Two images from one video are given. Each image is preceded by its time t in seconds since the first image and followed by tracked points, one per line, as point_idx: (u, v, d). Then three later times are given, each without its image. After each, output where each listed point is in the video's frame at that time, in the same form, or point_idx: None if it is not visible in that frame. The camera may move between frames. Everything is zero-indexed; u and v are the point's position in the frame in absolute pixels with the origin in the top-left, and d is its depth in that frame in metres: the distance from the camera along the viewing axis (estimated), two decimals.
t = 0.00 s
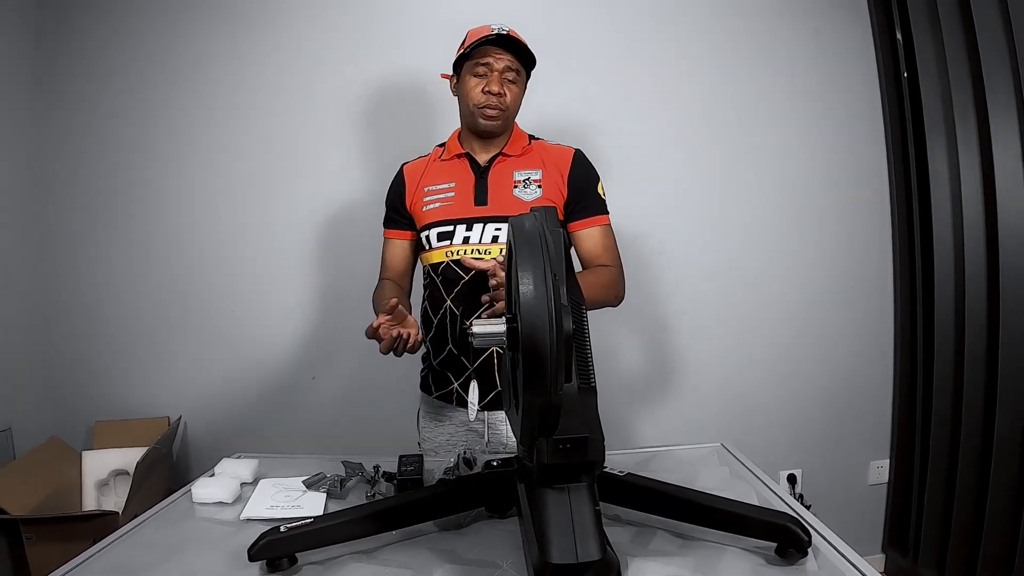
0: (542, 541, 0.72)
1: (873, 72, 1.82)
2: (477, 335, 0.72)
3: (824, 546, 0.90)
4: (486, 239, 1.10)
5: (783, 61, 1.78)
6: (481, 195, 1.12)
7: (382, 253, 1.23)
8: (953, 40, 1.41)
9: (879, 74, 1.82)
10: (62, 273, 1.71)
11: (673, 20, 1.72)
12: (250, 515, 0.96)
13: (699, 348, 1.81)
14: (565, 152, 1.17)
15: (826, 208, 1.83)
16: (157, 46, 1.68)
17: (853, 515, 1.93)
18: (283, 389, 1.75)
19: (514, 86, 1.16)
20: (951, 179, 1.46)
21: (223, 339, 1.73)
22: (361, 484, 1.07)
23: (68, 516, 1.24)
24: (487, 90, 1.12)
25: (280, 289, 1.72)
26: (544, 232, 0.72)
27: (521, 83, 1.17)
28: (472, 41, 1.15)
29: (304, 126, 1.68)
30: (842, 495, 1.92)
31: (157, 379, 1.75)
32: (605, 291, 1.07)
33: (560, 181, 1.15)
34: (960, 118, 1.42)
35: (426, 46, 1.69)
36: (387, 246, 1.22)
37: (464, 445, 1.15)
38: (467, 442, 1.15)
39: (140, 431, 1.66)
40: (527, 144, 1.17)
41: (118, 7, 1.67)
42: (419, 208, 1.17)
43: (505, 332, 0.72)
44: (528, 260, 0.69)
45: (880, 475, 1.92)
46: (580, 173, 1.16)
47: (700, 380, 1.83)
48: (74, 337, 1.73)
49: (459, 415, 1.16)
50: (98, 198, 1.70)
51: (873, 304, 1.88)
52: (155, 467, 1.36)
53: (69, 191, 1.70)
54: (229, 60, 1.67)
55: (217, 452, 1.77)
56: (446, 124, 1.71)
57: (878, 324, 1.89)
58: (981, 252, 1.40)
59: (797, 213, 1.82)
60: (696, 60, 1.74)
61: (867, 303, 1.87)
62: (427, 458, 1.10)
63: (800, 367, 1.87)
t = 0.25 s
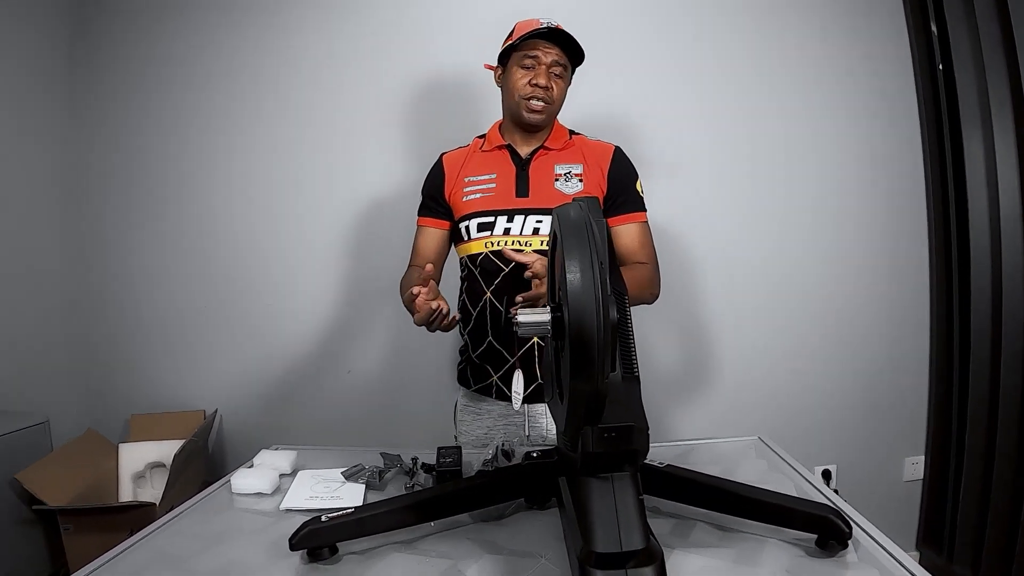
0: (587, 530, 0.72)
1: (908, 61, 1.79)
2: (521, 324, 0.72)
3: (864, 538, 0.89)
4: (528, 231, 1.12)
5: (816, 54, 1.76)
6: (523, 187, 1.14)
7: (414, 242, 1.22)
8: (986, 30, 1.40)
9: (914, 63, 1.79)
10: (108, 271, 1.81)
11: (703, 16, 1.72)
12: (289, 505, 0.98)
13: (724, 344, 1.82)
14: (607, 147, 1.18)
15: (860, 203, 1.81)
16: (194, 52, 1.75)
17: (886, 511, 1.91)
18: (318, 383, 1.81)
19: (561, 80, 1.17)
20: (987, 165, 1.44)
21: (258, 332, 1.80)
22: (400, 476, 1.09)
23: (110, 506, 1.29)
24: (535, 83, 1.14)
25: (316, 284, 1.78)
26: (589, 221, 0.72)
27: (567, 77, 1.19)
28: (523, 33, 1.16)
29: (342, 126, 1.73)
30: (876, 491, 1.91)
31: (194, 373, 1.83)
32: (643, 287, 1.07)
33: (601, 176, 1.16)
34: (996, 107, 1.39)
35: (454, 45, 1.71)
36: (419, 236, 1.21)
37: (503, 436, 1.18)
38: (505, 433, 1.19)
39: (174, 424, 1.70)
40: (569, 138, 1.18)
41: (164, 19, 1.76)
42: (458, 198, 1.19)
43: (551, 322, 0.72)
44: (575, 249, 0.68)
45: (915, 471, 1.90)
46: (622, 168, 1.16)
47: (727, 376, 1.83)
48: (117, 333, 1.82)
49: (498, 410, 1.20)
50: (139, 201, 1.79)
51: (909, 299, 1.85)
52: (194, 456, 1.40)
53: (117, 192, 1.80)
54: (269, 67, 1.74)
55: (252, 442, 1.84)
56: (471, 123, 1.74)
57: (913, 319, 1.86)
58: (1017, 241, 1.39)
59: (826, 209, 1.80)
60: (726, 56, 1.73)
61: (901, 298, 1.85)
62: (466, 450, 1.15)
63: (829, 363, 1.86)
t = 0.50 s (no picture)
0: (615, 529, 0.71)
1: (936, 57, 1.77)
2: (551, 322, 0.72)
3: (892, 538, 0.88)
4: (567, 229, 1.12)
5: (842, 51, 1.74)
6: (563, 185, 1.15)
7: (460, 240, 1.23)
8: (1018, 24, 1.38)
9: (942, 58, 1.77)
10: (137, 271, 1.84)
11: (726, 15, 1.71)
12: (316, 503, 0.98)
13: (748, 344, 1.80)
14: (648, 147, 1.19)
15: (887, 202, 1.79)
16: (220, 54, 1.78)
17: (914, 513, 1.89)
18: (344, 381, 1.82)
19: (604, 78, 1.18)
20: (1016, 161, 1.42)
21: (283, 332, 1.82)
22: (427, 475, 1.10)
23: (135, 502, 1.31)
24: (580, 80, 1.14)
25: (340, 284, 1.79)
26: (619, 219, 0.71)
27: (610, 76, 1.19)
28: (568, 30, 1.16)
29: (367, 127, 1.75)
30: (904, 492, 1.89)
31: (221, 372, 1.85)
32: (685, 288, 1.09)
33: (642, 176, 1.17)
34: None
35: (476, 44, 1.72)
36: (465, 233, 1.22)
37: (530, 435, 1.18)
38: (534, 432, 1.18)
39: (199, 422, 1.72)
40: (610, 137, 1.19)
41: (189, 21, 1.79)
42: (498, 195, 1.19)
43: (580, 320, 0.72)
44: (604, 247, 0.68)
45: (944, 473, 1.88)
46: (662, 168, 1.17)
47: (750, 376, 1.82)
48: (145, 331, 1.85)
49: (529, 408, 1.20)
50: (166, 201, 1.82)
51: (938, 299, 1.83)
52: (219, 456, 1.41)
53: (145, 193, 1.83)
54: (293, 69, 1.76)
55: (278, 441, 1.85)
56: (508, 120, 1.72)
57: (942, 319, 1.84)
58: None
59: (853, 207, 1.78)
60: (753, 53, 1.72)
61: (929, 297, 1.82)
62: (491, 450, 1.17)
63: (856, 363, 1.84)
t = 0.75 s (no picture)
0: (623, 530, 0.71)
1: (947, 59, 1.78)
2: (560, 322, 0.72)
3: (902, 539, 0.87)
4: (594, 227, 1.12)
5: (850, 52, 1.76)
6: (592, 183, 1.15)
7: (487, 235, 1.24)
8: None
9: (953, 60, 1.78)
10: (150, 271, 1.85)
11: (733, 16, 1.74)
12: (326, 502, 0.99)
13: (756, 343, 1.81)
14: (678, 150, 1.19)
15: (897, 201, 1.80)
16: (231, 55, 1.79)
17: (926, 513, 1.89)
18: (354, 380, 1.83)
19: (639, 80, 1.18)
20: None
21: (296, 332, 1.83)
22: (436, 474, 1.10)
23: (147, 501, 1.32)
24: (614, 80, 1.14)
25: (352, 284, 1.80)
26: (628, 219, 0.71)
27: (645, 78, 1.19)
28: (604, 31, 1.17)
29: (379, 126, 1.76)
30: (916, 492, 1.89)
31: (233, 371, 1.86)
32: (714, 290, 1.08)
33: (671, 179, 1.16)
34: None
35: (489, 44, 1.73)
36: (492, 227, 1.23)
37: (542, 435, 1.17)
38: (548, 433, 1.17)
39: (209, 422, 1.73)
40: (641, 138, 1.18)
41: (200, 22, 1.80)
42: (527, 190, 1.19)
43: (589, 320, 0.72)
44: (613, 248, 0.68)
45: (956, 473, 1.88)
46: (691, 173, 1.17)
47: (759, 375, 1.83)
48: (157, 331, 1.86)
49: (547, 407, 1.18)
50: (178, 202, 1.83)
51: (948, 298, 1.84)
52: (231, 455, 1.42)
53: (156, 194, 1.84)
54: (303, 68, 1.77)
55: (289, 440, 1.86)
56: (535, 121, 1.73)
57: (952, 318, 1.84)
58: None
59: (863, 205, 1.79)
60: (761, 54, 1.74)
61: (940, 297, 1.83)
62: (502, 449, 1.17)
63: (865, 362, 1.85)
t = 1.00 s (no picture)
0: (624, 530, 0.71)
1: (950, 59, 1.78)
2: (561, 322, 0.72)
3: (905, 539, 0.87)
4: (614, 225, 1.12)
5: (850, 51, 1.76)
6: (615, 181, 1.15)
7: (507, 228, 1.24)
8: None
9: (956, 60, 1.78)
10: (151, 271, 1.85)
11: (734, 16, 1.74)
12: (329, 501, 0.99)
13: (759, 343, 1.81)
14: (702, 155, 1.19)
15: (899, 200, 1.80)
16: (234, 55, 1.79)
17: (929, 513, 1.89)
18: (358, 378, 1.83)
19: (666, 83, 1.18)
20: None
21: (300, 331, 1.84)
22: (439, 473, 1.10)
23: (151, 500, 1.32)
24: (640, 84, 1.14)
25: (354, 283, 1.81)
26: (629, 218, 0.71)
27: (672, 82, 1.19)
28: (633, 33, 1.17)
29: (383, 129, 1.78)
30: (919, 493, 1.89)
31: (235, 371, 1.86)
32: (732, 294, 1.11)
33: (694, 182, 1.17)
34: None
35: (494, 43, 1.75)
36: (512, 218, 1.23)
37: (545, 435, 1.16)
38: (553, 433, 1.16)
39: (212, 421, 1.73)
40: (666, 140, 1.18)
41: (202, 22, 1.80)
42: (550, 184, 1.20)
43: (590, 320, 0.72)
44: (615, 247, 0.68)
45: (959, 473, 1.88)
46: (713, 179, 1.17)
47: (762, 375, 1.82)
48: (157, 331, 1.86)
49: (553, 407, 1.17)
50: (178, 201, 1.82)
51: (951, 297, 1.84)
52: (235, 454, 1.43)
53: (156, 194, 1.83)
54: (304, 70, 1.78)
55: (292, 440, 1.87)
56: (552, 120, 1.75)
57: (955, 318, 1.84)
58: None
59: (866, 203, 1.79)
60: (764, 53, 1.74)
61: (942, 297, 1.83)
62: (504, 449, 1.17)
63: (867, 361, 1.84)
